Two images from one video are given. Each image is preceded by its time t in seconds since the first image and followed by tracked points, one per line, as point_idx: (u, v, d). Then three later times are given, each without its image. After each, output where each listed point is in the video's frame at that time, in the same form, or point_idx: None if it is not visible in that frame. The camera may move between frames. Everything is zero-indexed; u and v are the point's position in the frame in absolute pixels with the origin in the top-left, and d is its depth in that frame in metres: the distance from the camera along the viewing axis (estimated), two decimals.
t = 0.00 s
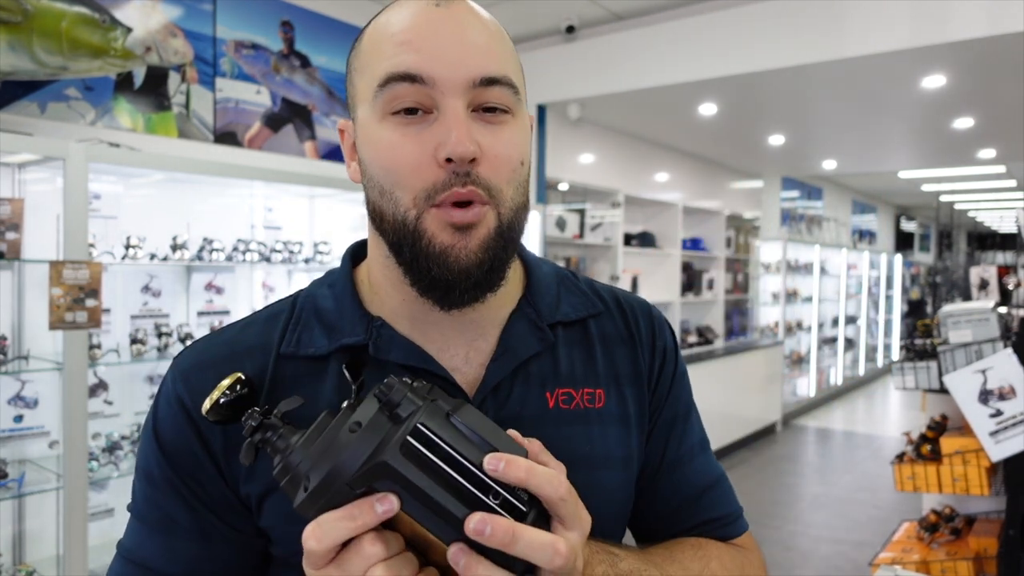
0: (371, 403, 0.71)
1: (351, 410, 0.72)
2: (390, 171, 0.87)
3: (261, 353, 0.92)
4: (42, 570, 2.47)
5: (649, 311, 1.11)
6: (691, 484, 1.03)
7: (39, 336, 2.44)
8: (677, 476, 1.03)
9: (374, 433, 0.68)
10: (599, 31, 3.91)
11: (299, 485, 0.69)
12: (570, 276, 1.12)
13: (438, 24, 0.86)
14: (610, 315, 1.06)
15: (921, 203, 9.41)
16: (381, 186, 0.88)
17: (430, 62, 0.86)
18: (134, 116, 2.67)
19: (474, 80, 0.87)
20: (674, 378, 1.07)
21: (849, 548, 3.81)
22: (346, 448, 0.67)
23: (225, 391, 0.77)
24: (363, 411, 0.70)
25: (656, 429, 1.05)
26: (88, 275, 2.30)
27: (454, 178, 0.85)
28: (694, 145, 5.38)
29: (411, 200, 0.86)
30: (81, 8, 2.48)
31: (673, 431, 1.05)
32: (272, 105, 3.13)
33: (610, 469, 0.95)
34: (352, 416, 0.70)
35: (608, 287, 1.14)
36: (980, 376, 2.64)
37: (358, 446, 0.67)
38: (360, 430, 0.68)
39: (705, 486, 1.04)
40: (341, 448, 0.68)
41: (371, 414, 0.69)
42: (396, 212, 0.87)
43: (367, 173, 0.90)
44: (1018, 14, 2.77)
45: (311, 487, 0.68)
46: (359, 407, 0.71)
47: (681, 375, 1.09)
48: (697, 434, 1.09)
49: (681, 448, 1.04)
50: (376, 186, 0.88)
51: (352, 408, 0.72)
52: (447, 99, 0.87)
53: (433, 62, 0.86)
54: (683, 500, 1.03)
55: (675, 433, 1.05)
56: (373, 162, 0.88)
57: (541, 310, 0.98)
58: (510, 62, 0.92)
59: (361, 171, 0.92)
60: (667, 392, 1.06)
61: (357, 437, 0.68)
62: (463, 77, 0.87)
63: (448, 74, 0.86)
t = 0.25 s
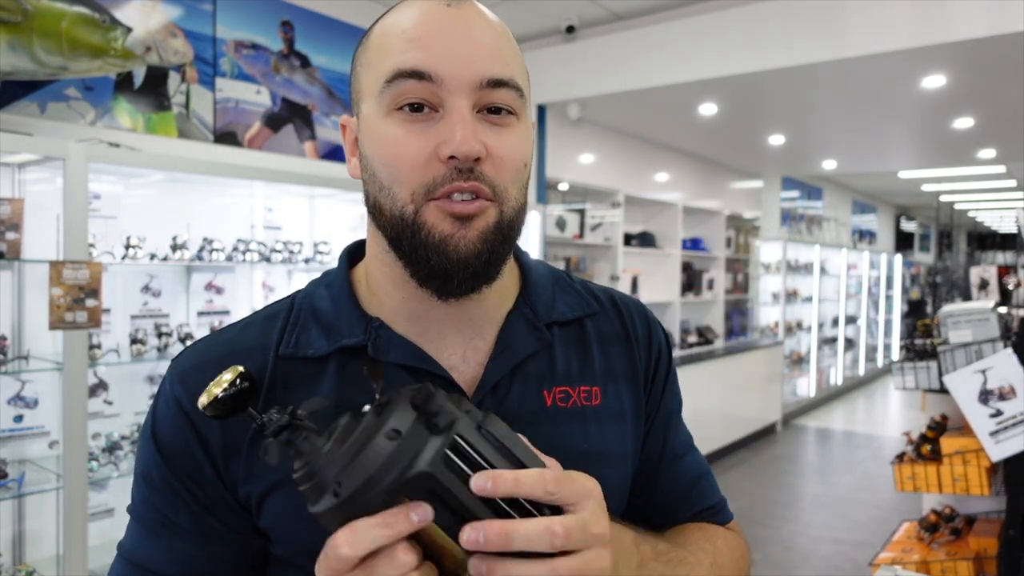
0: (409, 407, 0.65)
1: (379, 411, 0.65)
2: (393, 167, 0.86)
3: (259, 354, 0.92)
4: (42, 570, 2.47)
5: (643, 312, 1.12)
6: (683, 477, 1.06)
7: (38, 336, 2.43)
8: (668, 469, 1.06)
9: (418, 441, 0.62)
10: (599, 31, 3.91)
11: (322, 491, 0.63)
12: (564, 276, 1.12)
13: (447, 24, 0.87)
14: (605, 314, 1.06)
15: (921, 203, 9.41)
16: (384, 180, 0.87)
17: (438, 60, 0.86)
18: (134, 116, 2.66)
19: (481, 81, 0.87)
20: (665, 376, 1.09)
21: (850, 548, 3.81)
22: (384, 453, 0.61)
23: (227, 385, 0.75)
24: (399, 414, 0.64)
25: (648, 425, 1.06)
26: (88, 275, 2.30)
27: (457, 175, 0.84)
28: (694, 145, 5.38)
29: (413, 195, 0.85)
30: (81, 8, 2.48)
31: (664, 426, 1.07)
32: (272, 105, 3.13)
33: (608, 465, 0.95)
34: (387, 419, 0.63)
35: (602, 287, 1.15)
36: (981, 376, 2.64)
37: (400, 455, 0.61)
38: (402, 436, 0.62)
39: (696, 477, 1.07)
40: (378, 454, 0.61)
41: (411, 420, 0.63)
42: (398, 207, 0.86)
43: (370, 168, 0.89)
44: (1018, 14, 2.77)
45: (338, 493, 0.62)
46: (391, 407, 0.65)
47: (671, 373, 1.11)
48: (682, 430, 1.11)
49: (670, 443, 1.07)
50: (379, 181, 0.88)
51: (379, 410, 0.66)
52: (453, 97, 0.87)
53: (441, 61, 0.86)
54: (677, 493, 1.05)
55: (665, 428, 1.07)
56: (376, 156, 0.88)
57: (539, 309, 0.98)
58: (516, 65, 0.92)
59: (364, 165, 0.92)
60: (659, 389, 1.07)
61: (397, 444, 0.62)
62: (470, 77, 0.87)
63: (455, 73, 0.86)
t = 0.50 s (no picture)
0: (473, 455, 0.65)
1: (438, 453, 0.64)
2: (403, 168, 0.86)
3: (258, 353, 0.92)
4: (42, 570, 2.47)
5: (638, 311, 1.13)
6: (679, 471, 1.07)
7: (38, 335, 2.43)
8: (664, 463, 1.07)
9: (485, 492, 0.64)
10: (599, 31, 3.91)
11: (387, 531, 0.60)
12: (559, 274, 1.12)
13: (467, 32, 0.87)
14: (600, 313, 1.07)
15: (921, 203, 9.41)
16: (392, 182, 0.87)
17: (456, 67, 0.86)
18: (134, 116, 2.67)
19: (497, 92, 0.88)
20: (660, 372, 1.09)
21: (849, 548, 3.81)
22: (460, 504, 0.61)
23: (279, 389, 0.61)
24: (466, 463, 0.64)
25: (644, 421, 1.07)
26: (88, 275, 2.30)
27: (468, 182, 0.85)
28: (694, 145, 5.38)
29: (422, 199, 0.85)
30: (81, 8, 2.48)
31: (659, 422, 1.08)
32: (272, 105, 3.13)
33: (605, 463, 0.95)
34: (458, 470, 0.63)
35: (596, 286, 1.15)
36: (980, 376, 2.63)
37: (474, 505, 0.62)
38: (475, 489, 0.63)
39: (691, 470, 1.08)
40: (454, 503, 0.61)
41: (478, 470, 0.64)
42: (405, 210, 0.86)
43: (376, 167, 0.89)
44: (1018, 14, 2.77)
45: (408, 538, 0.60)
46: (457, 453, 0.65)
47: (667, 368, 1.11)
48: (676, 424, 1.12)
49: (666, 438, 1.08)
50: (386, 181, 0.87)
51: (438, 449, 0.65)
52: (469, 105, 0.87)
53: (459, 68, 0.86)
54: (673, 486, 1.06)
55: (660, 423, 1.08)
56: (385, 157, 0.88)
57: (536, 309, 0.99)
58: (529, 76, 0.93)
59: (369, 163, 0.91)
60: (655, 385, 1.08)
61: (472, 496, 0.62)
62: (486, 86, 0.87)
63: (472, 80, 0.86)
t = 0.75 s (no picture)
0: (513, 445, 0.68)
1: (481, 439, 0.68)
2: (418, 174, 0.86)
3: (260, 345, 0.92)
4: (42, 570, 2.47)
5: (639, 317, 1.13)
6: (672, 478, 1.07)
7: (38, 335, 2.43)
8: (658, 470, 1.07)
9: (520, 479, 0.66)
10: (599, 31, 3.91)
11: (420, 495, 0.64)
12: (563, 277, 1.12)
13: (484, 37, 0.86)
14: (600, 318, 1.07)
15: (921, 203, 9.41)
16: (405, 185, 0.87)
17: (472, 73, 0.85)
18: (135, 116, 2.67)
19: (512, 99, 0.87)
20: (659, 380, 1.09)
21: (849, 548, 3.81)
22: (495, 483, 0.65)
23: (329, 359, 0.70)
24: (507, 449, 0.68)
25: (641, 426, 1.07)
26: (88, 275, 2.30)
27: (481, 188, 0.85)
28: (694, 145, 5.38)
29: (434, 204, 0.85)
30: (81, 8, 2.48)
31: (657, 428, 1.08)
32: (272, 105, 3.13)
33: (601, 465, 0.95)
34: (499, 455, 0.66)
35: (597, 289, 1.15)
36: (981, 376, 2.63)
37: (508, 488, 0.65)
38: (512, 472, 0.66)
39: (682, 479, 1.09)
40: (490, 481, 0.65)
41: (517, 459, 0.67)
42: (417, 213, 0.86)
43: (388, 169, 0.89)
44: (1018, 14, 2.77)
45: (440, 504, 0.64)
46: (500, 442, 0.68)
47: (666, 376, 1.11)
48: (671, 432, 1.13)
49: (661, 444, 1.08)
50: (399, 184, 0.87)
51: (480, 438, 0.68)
52: (484, 112, 0.86)
53: (477, 75, 0.85)
54: (665, 493, 1.07)
55: (657, 429, 1.08)
56: (397, 159, 0.87)
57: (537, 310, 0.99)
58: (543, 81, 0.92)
59: (380, 163, 0.91)
60: (653, 391, 1.08)
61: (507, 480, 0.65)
62: (502, 92, 0.86)
63: (489, 87, 0.86)
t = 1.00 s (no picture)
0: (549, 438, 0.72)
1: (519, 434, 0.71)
2: (382, 169, 0.87)
3: (263, 332, 0.92)
4: (42, 570, 2.46)
5: (645, 325, 1.12)
6: (674, 487, 1.07)
7: (38, 336, 2.43)
8: (659, 479, 1.07)
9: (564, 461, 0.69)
10: (599, 31, 3.91)
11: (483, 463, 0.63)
12: (569, 283, 1.12)
13: (425, 23, 0.85)
14: (603, 324, 1.06)
15: (921, 203, 9.41)
16: (373, 184, 0.88)
17: (418, 60, 0.85)
18: (135, 116, 2.66)
19: (461, 77, 0.86)
20: (664, 390, 1.09)
21: (850, 548, 3.81)
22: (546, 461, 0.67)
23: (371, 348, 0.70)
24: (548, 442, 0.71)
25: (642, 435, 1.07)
26: (88, 275, 2.30)
27: (441, 176, 0.85)
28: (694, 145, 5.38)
29: (401, 198, 0.86)
30: (81, 8, 2.48)
31: (660, 436, 1.08)
32: (272, 105, 3.13)
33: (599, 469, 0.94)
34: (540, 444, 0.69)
35: (602, 296, 1.15)
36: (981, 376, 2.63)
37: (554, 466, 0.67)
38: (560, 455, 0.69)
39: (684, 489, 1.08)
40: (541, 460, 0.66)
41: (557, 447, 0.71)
42: (388, 209, 0.87)
43: (361, 170, 0.91)
44: (1019, 14, 2.76)
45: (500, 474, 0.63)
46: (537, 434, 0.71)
47: (670, 387, 1.11)
48: (675, 440, 1.13)
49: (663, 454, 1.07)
50: (370, 183, 0.89)
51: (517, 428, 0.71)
52: (435, 96, 0.86)
53: (420, 60, 0.85)
54: (666, 501, 1.07)
55: (659, 439, 1.08)
56: (364, 159, 0.89)
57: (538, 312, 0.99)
58: (501, 57, 0.90)
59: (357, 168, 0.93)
60: (657, 401, 1.07)
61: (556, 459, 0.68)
62: (451, 75, 0.86)
63: (437, 72, 0.85)
